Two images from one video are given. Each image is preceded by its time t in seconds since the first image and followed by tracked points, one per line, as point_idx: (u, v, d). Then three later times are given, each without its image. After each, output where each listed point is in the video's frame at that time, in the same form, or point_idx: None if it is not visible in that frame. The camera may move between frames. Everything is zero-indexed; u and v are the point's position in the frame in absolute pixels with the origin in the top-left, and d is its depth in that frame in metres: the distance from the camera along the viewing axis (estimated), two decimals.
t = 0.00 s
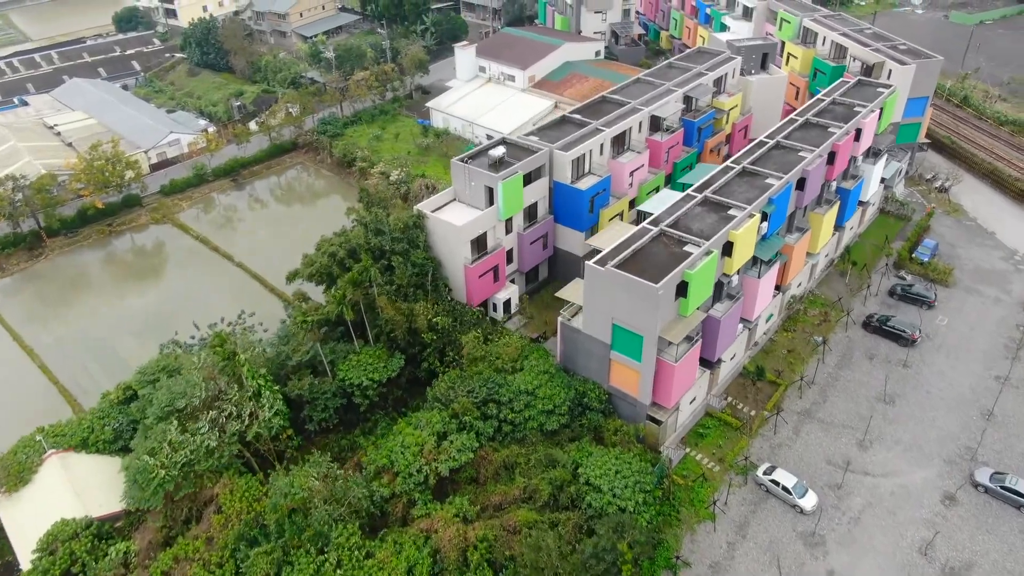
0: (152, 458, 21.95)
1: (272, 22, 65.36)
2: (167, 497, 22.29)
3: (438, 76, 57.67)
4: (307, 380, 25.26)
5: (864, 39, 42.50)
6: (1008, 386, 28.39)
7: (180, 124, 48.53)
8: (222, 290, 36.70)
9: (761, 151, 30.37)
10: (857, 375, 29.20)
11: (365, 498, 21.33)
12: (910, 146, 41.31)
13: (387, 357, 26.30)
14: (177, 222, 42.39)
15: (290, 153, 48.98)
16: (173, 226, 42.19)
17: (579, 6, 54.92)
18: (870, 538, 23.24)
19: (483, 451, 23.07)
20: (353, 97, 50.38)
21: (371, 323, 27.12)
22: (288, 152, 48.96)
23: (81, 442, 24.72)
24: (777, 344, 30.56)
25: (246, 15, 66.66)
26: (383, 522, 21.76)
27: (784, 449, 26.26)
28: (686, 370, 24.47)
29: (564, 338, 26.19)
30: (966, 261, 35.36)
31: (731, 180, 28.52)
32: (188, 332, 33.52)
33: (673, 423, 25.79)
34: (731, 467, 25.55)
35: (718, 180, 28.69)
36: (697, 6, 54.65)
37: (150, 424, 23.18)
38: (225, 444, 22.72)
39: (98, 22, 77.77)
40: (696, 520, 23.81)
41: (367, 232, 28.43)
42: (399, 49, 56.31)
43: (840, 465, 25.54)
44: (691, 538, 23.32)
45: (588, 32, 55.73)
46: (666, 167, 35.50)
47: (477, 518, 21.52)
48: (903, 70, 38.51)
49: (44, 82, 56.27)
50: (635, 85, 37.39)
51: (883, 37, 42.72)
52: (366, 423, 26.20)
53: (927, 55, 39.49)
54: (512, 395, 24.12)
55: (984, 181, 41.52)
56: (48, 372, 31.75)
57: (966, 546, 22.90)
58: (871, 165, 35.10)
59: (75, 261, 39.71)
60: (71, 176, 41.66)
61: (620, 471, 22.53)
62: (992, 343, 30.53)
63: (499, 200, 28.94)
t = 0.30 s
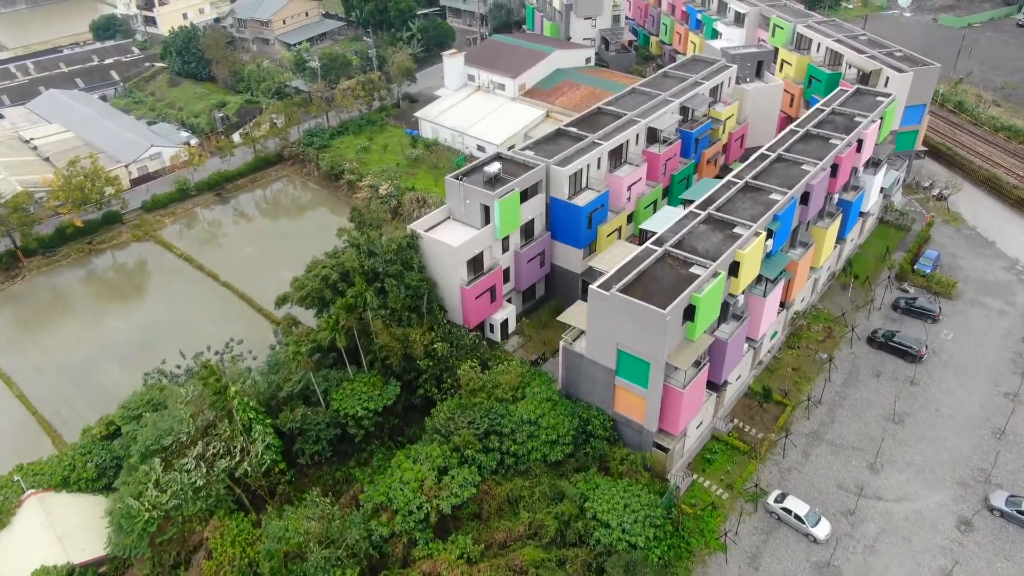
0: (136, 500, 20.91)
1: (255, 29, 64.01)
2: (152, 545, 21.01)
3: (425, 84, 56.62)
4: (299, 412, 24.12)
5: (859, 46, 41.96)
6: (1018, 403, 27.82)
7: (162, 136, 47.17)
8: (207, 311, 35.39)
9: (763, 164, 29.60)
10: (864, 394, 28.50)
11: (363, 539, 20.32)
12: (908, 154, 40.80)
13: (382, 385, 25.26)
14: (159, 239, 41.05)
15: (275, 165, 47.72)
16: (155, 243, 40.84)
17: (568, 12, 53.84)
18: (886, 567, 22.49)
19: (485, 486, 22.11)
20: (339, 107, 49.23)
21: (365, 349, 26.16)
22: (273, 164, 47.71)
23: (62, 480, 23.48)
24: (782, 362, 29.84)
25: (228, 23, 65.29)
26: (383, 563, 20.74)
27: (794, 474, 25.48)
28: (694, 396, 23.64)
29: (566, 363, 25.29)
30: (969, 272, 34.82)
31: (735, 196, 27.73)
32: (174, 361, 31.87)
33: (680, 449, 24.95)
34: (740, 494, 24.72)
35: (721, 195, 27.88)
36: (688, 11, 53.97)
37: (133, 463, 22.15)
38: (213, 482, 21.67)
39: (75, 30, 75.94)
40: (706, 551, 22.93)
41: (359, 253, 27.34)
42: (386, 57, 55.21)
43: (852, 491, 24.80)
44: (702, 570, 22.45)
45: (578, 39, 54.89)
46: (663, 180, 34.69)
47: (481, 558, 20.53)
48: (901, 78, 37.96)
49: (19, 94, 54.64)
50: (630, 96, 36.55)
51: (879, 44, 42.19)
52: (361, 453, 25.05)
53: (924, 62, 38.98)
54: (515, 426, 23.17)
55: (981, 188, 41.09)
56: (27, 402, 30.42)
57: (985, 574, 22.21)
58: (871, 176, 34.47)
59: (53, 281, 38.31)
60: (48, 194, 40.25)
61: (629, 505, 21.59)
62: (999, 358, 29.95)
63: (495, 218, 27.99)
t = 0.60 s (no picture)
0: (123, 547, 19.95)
1: (236, 37, 62.64)
2: None
3: (413, 92, 55.53)
4: (293, 446, 23.03)
5: (855, 53, 41.43)
6: None
7: (143, 150, 45.79)
8: (193, 333, 34.12)
9: (766, 179, 28.85)
10: (873, 414, 27.83)
11: None
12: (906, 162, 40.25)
13: (379, 415, 24.24)
14: (142, 258, 39.72)
15: (260, 178, 46.46)
16: (138, 262, 39.49)
17: (557, 18, 52.95)
18: None
19: (490, 523, 21.17)
20: (325, 117, 48.03)
21: (361, 378, 25.23)
22: (258, 178, 46.45)
23: (43, 523, 22.28)
24: (788, 382, 29.11)
25: (209, 31, 63.82)
26: None
27: (806, 500, 24.72)
28: (703, 423, 22.81)
29: (569, 389, 24.42)
30: (971, 284, 34.29)
31: (739, 212, 26.92)
32: (160, 394, 30.27)
33: (688, 476, 24.14)
34: (751, 522, 23.92)
35: (725, 213, 27.09)
36: (679, 17, 53.27)
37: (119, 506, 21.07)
38: (205, 523, 20.60)
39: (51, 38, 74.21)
40: None
41: (352, 277, 26.27)
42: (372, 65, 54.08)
43: (866, 517, 24.07)
44: None
45: (568, 45, 54.04)
46: (662, 194, 33.89)
47: None
48: (899, 86, 37.42)
49: None
50: (626, 107, 35.71)
51: (875, 51, 41.68)
52: (357, 486, 24.12)
53: (922, 69, 38.49)
54: (520, 459, 22.20)
55: (979, 196, 40.71)
56: (5, 434, 29.14)
57: None
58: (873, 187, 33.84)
59: (32, 303, 36.93)
60: (26, 213, 38.81)
61: (640, 541, 20.65)
62: (1007, 373, 29.39)
63: (493, 238, 27.11)
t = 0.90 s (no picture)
0: None
1: (218, 46, 61.29)
2: None
3: (401, 101, 54.47)
4: (289, 483, 21.98)
5: (851, 60, 40.90)
6: None
7: (124, 165, 44.42)
8: (180, 358, 32.88)
9: (771, 195, 28.14)
10: (884, 435, 27.16)
11: None
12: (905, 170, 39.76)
13: (377, 448, 23.28)
14: (125, 278, 38.40)
15: (246, 193, 45.24)
16: (121, 282, 38.16)
17: (547, 24, 52.09)
18: None
19: (497, 565, 20.24)
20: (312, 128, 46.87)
21: (358, 409, 24.18)
22: (244, 192, 45.22)
23: (25, 570, 20.79)
24: (795, 402, 28.42)
25: (191, 39, 62.40)
26: None
27: (819, 527, 23.99)
28: (716, 453, 21.99)
29: (575, 418, 23.55)
30: (976, 296, 33.76)
31: (746, 230, 26.17)
32: (148, 428, 28.94)
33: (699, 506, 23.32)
34: (764, 553, 23.14)
35: (731, 230, 26.33)
36: (671, 23, 52.61)
37: (106, 554, 19.89)
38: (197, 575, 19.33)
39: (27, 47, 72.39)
40: None
41: (348, 303, 25.24)
42: (359, 74, 52.96)
43: (882, 545, 23.36)
44: None
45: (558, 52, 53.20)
46: (662, 208, 33.12)
47: None
48: (898, 94, 36.87)
49: None
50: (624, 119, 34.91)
51: (871, 58, 41.18)
52: (355, 522, 23.09)
53: (920, 77, 37.98)
54: (526, 494, 21.28)
55: (978, 204, 40.27)
56: None
57: None
58: (876, 199, 33.24)
59: (10, 326, 35.56)
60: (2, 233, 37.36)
61: None
62: (1017, 389, 28.82)
63: (493, 259, 26.23)
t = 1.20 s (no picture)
0: None
1: (201, 54, 59.89)
2: None
3: (390, 110, 53.43)
4: (288, 524, 21.03)
5: (849, 67, 40.33)
6: None
7: (106, 180, 43.04)
8: (167, 384, 31.67)
9: (778, 211, 27.40)
10: (896, 456, 26.52)
11: None
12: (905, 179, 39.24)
13: (377, 483, 22.25)
14: (108, 299, 37.07)
15: (233, 208, 44.03)
16: (104, 304, 36.84)
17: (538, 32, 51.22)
18: None
19: None
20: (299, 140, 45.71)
21: (357, 442, 23.06)
22: (230, 208, 43.99)
23: None
24: (804, 424, 27.73)
25: (172, 48, 61.00)
26: None
27: (835, 556, 23.27)
28: (731, 485, 21.16)
29: (584, 449, 22.70)
30: (981, 308, 33.24)
31: (754, 249, 25.41)
32: (136, 463, 27.81)
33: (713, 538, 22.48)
34: None
35: (739, 249, 25.56)
36: (662, 29, 51.91)
37: None
38: None
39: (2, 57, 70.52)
40: None
41: (344, 331, 24.19)
42: (347, 83, 51.85)
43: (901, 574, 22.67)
44: None
45: (549, 60, 52.35)
46: (663, 223, 32.33)
47: None
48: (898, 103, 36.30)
49: None
50: (622, 131, 34.10)
51: (869, 65, 40.63)
52: (356, 561, 22.12)
53: (920, 85, 37.43)
54: (537, 533, 20.33)
55: (977, 212, 39.82)
56: None
57: None
58: (879, 211, 32.63)
59: None
60: None
61: None
62: None
63: (493, 282, 25.31)
